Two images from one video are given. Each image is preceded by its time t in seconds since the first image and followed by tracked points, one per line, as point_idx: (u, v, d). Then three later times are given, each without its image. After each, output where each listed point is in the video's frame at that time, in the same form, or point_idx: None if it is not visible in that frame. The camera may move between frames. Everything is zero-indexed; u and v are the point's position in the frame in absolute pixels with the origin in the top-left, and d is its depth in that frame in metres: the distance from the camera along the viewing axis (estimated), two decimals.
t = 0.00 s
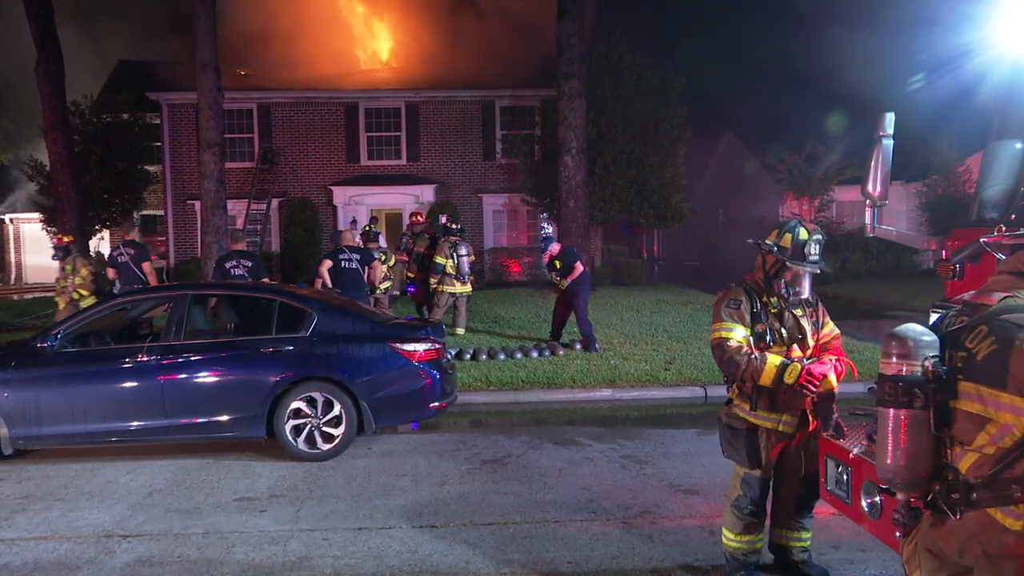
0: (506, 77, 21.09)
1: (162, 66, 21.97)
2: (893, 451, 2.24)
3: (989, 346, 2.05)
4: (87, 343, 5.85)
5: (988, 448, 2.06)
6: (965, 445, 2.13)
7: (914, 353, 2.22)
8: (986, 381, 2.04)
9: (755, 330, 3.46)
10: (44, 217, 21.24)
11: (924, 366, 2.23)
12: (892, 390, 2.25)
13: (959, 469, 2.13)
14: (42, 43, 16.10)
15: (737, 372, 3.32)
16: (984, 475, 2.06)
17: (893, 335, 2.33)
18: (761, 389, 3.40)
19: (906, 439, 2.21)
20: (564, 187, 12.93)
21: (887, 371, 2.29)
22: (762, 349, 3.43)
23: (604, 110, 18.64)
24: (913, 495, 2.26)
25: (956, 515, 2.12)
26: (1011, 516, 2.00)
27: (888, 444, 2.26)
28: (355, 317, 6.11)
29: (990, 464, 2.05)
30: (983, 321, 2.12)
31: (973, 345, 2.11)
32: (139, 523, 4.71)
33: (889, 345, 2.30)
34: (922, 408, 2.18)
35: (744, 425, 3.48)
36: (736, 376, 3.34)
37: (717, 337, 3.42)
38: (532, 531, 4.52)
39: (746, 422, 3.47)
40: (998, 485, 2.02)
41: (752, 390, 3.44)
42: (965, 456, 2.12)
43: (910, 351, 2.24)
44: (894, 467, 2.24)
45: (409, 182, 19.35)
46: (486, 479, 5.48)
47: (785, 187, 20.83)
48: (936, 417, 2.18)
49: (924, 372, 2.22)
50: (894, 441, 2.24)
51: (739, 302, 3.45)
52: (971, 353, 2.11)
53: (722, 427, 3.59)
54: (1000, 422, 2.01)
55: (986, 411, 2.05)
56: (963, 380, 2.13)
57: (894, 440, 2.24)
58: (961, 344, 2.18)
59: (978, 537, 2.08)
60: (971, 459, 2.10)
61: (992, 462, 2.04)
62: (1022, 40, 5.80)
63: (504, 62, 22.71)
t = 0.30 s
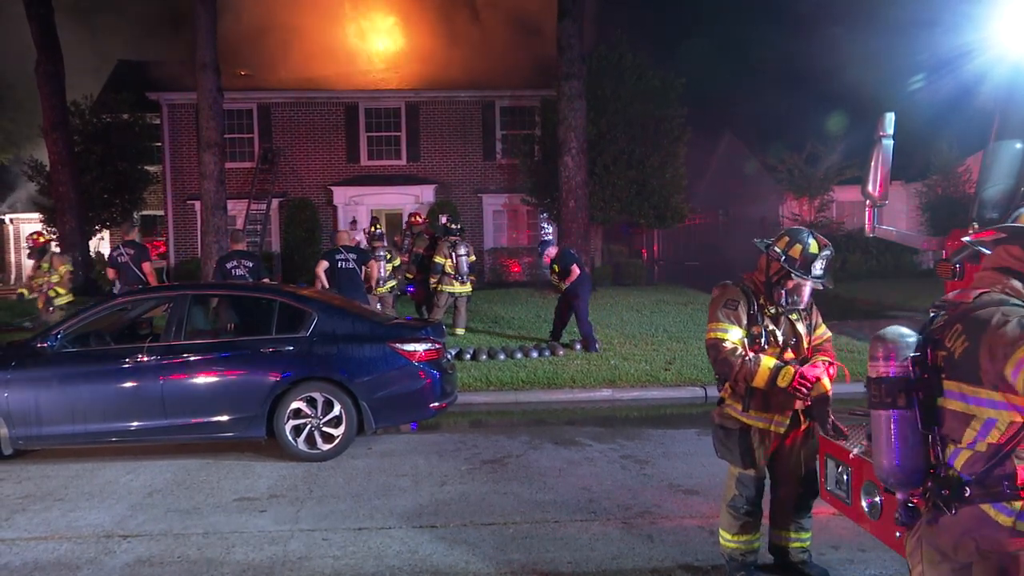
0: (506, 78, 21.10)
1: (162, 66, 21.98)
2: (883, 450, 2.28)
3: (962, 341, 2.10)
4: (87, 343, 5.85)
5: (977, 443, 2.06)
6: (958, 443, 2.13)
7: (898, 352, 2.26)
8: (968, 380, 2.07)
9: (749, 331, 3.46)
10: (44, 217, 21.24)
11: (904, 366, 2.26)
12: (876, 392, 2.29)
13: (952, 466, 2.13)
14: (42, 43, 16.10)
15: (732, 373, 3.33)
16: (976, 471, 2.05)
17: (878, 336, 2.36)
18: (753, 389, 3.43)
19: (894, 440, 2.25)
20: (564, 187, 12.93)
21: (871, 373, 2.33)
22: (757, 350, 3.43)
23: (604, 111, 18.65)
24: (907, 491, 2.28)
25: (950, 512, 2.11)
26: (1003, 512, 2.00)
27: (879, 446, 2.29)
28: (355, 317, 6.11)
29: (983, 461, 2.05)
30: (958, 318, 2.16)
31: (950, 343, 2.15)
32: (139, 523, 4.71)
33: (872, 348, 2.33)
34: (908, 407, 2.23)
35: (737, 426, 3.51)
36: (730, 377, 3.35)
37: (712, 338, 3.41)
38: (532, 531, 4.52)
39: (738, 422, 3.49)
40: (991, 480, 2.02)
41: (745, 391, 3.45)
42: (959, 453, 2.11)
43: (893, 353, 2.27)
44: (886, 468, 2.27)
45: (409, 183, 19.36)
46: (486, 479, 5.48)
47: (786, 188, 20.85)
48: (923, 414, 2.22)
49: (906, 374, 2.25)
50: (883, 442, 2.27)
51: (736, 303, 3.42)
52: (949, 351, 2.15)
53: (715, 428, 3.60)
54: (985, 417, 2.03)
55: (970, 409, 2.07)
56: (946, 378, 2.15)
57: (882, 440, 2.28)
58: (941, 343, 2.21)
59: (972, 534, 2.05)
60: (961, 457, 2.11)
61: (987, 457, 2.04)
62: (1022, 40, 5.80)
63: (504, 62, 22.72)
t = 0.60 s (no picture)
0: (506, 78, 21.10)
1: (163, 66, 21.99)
2: (890, 462, 2.18)
3: (951, 356, 2.09)
4: (87, 343, 5.85)
5: (981, 448, 2.06)
6: (960, 447, 2.12)
7: (889, 364, 2.16)
8: (960, 389, 2.07)
9: (743, 335, 3.47)
10: (44, 217, 21.25)
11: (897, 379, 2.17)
12: (870, 404, 2.19)
13: (959, 469, 2.12)
14: (42, 42, 16.11)
15: (725, 376, 3.31)
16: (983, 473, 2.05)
17: (866, 344, 2.25)
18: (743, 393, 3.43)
19: (896, 452, 2.17)
20: (564, 187, 12.93)
21: (863, 386, 2.22)
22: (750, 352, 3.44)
23: (604, 111, 18.65)
24: (917, 498, 2.18)
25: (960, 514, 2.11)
26: (1011, 512, 2.02)
27: (882, 457, 2.19)
28: (355, 317, 6.11)
29: (989, 463, 2.05)
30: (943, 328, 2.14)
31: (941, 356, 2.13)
32: (139, 523, 4.71)
33: (861, 359, 2.22)
34: (905, 416, 2.15)
35: (729, 427, 3.49)
36: (722, 381, 3.35)
37: (704, 341, 3.41)
38: (532, 531, 4.52)
39: (731, 423, 3.48)
40: (997, 483, 2.02)
41: (735, 394, 3.46)
42: (963, 456, 2.11)
43: (883, 366, 2.16)
44: (894, 480, 2.18)
45: (409, 183, 19.37)
46: (486, 479, 5.48)
47: (785, 188, 20.85)
48: (920, 422, 2.19)
49: (896, 385, 2.16)
50: (887, 454, 2.18)
51: (732, 307, 3.42)
52: (939, 363, 2.13)
53: (706, 429, 3.60)
54: (984, 426, 2.03)
55: (973, 418, 2.05)
56: (938, 388, 2.14)
57: (887, 452, 2.18)
58: (929, 353, 2.18)
59: (985, 534, 2.07)
60: (967, 463, 2.10)
61: (992, 461, 2.04)
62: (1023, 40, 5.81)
63: (505, 62, 22.72)
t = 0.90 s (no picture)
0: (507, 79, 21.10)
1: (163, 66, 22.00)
2: (900, 471, 2.12)
3: (973, 370, 2.06)
4: (87, 344, 5.85)
5: (995, 457, 2.04)
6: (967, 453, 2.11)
7: (900, 377, 2.09)
8: (978, 402, 2.05)
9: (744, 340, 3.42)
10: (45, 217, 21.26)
11: (910, 392, 2.10)
12: (880, 416, 2.12)
13: (966, 473, 2.11)
14: (42, 43, 16.11)
15: (730, 385, 3.28)
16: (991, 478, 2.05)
17: (871, 355, 2.17)
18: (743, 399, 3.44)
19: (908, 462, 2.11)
20: (564, 188, 12.93)
21: (872, 397, 2.14)
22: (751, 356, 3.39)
23: (604, 111, 18.65)
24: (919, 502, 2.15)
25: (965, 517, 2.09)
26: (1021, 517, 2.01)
27: (890, 468, 2.14)
28: (355, 318, 6.11)
29: (998, 469, 2.04)
30: (960, 340, 2.11)
31: (958, 368, 2.10)
32: (139, 524, 4.71)
33: (869, 373, 2.14)
34: (916, 428, 2.10)
35: (727, 429, 3.48)
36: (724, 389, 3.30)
37: (708, 350, 3.34)
38: (533, 531, 4.52)
39: (728, 425, 3.47)
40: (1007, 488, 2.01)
41: (736, 399, 3.45)
42: (970, 463, 2.09)
43: (894, 378, 2.09)
44: (902, 487, 2.13)
45: (408, 184, 19.38)
46: (486, 480, 5.48)
47: (785, 188, 20.86)
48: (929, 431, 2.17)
49: (909, 397, 2.10)
50: (897, 464, 2.13)
51: (739, 313, 3.36)
52: (954, 374, 2.11)
53: (702, 431, 3.58)
54: (1002, 439, 2.02)
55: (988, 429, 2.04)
56: (952, 400, 2.11)
57: (897, 462, 2.12)
58: (940, 361, 2.16)
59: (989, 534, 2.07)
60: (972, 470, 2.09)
61: (1004, 468, 2.03)
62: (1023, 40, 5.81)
63: (505, 62, 22.71)
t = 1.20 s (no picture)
0: (507, 83, 21.13)
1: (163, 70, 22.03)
2: (931, 482, 2.07)
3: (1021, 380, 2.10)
4: (88, 349, 5.85)
5: (1019, 468, 2.09)
6: (984, 463, 2.14)
7: (946, 387, 2.01)
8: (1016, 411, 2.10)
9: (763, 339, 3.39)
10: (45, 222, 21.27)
11: (960, 399, 2.05)
12: (926, 425, 2.05)
13: (980, 484, 2.13)
14: (43, 46, 16.15)
15: (759, 384, 3.21)
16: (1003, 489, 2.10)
17: (911, 362, 2.09)
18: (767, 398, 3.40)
19: (944, 473, 2.07)
20: (564, 193, 12.93)
21: (917, 406, 2.06)
22: (771, 353, 3.35)
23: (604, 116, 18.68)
24: (931, 513, 2.13)
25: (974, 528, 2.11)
26: None
27: (917, 478, 2.09)
28: (355, 322, 6.11)
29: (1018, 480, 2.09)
30: (1006, 347, 2.16)
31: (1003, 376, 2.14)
32: (139, 528, 4.71)
33: (916, 381, 2.06)
34: (956, 438, 2.06)
35: (742, 430, 3.48)
36: (748, 389, 3.24)
37: (732, 351, 3.28)
38: (533, 536, 4.51)
39: (744, 427, 3.47)
40: None
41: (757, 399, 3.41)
42: (989, 473, 2.12)
43: (947, 387, 2.02)
44: (926, 498, 2.08)
45: (408, 189, 19.39)
46: (486, 484, 5.47)
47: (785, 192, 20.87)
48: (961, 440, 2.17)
49: (957, 407, 2.05)
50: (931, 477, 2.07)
51: (754, 313, 3.35)
52: (994, 383, 2.16)
53: (713, 434, 3.57)
54: None
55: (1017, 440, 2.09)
56: (988, 409, 2.14)
57: (930, 473, 2.07)
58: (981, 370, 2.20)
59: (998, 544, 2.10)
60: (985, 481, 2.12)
61: None
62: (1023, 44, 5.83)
63: (505, 67, 22.75)
